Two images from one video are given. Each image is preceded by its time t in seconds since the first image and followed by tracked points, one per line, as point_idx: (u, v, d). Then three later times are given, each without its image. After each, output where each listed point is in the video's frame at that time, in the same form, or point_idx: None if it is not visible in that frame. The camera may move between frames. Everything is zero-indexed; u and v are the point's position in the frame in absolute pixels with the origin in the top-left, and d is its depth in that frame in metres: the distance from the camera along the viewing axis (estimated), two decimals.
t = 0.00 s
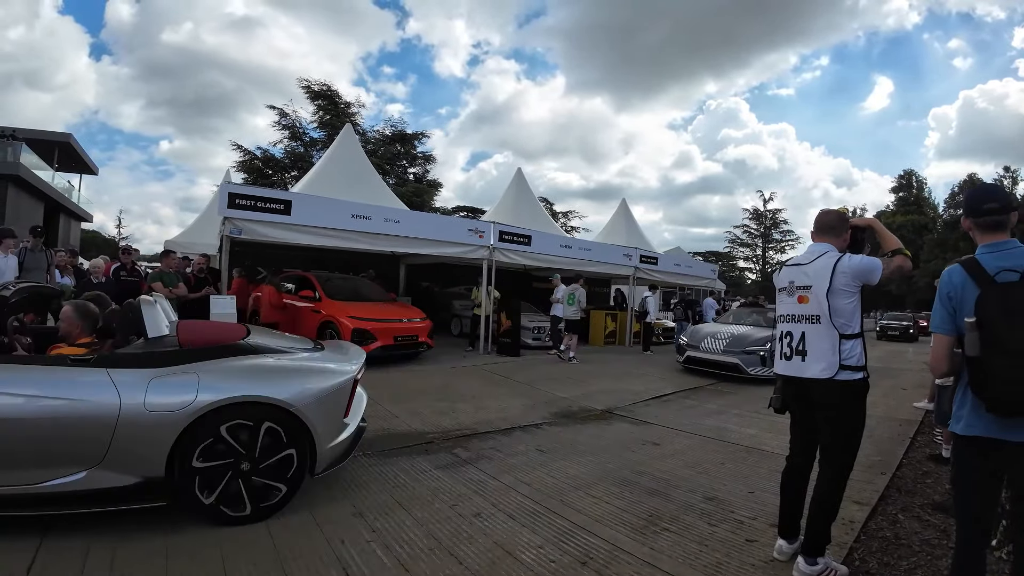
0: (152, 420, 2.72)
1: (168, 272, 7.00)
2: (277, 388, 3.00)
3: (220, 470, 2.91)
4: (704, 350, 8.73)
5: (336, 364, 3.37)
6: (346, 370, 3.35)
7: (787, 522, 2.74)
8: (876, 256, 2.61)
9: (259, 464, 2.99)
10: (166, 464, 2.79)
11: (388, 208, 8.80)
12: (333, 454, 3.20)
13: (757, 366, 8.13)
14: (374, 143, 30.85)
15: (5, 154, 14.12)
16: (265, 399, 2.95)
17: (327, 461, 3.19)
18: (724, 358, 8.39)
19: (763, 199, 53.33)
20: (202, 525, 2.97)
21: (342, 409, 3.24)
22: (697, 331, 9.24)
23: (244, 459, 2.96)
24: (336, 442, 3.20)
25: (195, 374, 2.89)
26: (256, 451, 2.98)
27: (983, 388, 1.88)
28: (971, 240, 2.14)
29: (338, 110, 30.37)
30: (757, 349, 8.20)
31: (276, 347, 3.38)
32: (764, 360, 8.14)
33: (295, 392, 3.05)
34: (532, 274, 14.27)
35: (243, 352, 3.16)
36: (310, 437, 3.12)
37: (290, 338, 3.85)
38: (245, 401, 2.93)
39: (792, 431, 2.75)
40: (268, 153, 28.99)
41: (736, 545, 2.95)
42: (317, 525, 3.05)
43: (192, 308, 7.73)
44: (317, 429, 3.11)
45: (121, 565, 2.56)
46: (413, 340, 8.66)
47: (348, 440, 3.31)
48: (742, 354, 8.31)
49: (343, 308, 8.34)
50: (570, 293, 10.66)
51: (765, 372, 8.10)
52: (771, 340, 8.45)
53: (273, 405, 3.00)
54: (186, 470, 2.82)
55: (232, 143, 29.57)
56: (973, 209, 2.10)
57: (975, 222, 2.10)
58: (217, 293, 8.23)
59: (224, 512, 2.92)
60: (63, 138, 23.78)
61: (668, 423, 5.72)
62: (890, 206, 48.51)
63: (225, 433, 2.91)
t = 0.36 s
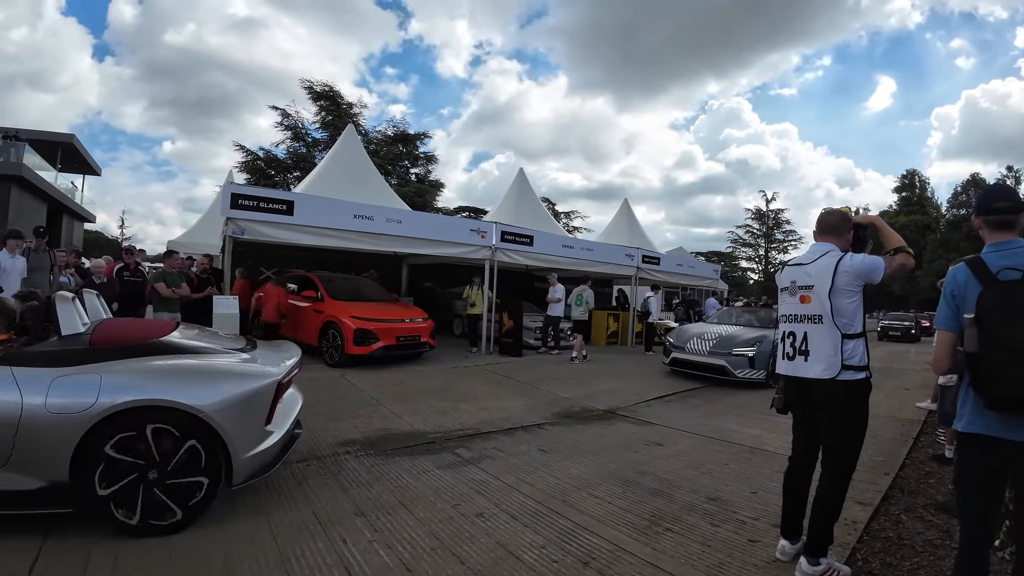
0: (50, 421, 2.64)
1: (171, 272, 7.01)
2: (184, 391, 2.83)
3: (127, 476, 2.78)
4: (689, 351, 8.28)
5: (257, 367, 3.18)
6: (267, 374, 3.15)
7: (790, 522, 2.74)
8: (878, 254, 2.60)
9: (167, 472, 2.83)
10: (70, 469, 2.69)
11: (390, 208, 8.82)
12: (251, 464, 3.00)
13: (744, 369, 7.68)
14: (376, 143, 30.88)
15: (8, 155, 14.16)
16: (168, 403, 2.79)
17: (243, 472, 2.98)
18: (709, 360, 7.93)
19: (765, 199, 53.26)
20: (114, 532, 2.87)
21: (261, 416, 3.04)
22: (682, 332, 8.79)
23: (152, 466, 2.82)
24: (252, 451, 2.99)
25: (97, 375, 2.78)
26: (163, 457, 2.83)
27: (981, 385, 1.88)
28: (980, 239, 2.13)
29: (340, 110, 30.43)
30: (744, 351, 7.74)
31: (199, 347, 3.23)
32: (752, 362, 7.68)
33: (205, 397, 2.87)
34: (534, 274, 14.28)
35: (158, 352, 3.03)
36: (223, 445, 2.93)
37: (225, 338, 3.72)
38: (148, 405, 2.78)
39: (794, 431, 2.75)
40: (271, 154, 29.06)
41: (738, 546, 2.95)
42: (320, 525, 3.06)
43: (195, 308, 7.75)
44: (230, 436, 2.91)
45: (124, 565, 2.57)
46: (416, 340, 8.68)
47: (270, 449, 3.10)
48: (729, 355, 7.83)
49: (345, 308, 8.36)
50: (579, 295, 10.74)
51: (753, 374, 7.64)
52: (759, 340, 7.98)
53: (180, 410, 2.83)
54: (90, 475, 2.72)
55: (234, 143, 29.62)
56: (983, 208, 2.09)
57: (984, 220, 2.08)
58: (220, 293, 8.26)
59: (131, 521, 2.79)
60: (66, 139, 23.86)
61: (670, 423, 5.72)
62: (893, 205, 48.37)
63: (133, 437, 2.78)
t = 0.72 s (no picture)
0: None
1: (174, 273, 7.02)
2: (83, 394, 2.63)
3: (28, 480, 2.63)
4: (671, 353, 7.81)
5: (166, 367, 2.96)
6: (175, 376, 2.93)
7: (792, 523, 2.73)
8: (880, 253, 2.59)
9: (67, 478, 2.65)
10: None
11: (391, 209, 8.82)
12: (157, 473, 2.78)
13: (728, 373, 7.24)
14: (378, 143, 30.93)
15: (10, 155, 14.22)
16: (66, 406, 2.59)
17: (151, 482, 2.77)
18: (692, 362, 7.49)
19: (767, 199, 53.16)
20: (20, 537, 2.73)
21: (167, 421, 2.82)
22: (664, 332, 8.32)
23: (52, 471, 2.64)
24: (160, 459, 2.78)
25: None
26: (64, 463, 2.65)
27: (993, 383, 1.88)
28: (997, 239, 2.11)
29: (342, 111, 30.48)
30: (728, 353, 7.29)
31: (109, 346, 3.02)
32: (737, 365, 7.24)
33: (103, 400, 2.66)
34: (535, 274, 14.28)
35: (59, 351, 2.82)
36: (124, 453, 2.72)
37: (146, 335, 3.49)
38: (47, 407, 2.59)
39: (795, 432, 2.75)
40: (273, 155, 29.12)
41: (740, 547, 2.94)
42: (320, 525, 3.06)
43: (197, 308, 7.77)
44: (130, 443, 2.69)
45: (125, 564, 2.58)
46: (417, 340, 8.68)
47: (179, 457, 2.87)
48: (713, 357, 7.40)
49: (347, 309, 8.37)
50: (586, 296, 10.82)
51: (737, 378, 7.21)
52: (745, 342, 7.54)
53: (80, 414, 2.63)
54: None
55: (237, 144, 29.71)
56: (1000, 207, 2.09)
57: (1000, 219, 2.08)
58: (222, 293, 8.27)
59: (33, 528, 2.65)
60: (69, 140, 23.96)
61: (671, 424, 5.72)
62: (895, 205, 48.27)
63: (31, 441, 2.61)
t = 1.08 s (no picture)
0: None
1: (175, 273, 7.03)
2: None
3: None
4: (651, 357, 7.40)
5: (90, 368, 2.85)
6: (96, 377, 2.80)
7: (793, 525, 2.72)
8: (881, 254, 2.60)
9: None
10: None
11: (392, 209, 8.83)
12: (75, 478, 2.69)
13: (709, 377, 6.82)
14: (379, 143, 30.93)
15: (12, 156, 14.26)
16: None
17: (68, 487, 2.68)
18: (672, 366, 7.08)
19: (769, 199, 53.07)
20: None
21: (85, 425, 2.71)
22: (646, 334, 7.90)
23: None
24: (78, 464, 2.68)
25: None
26: None
27: (1010, 381, 1.89)
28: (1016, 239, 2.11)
29: (343, 111, 30.51)
30: (710, 357, 6.87)
31: (31, 343, 2.92)
32: (718, 369, 6.82)
33: (18, 401, 2.57)
34: (536, 275, 14.28)
35: None
36: (42, 456, 2.64)
37: (80, 335, 3.40)
38: None
39: (796, 433, 2.74)
40: (274, 156, 29.16)
41: (741, 548, 2.93)
42: (321, 525, 3.07)
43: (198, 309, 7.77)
44: (45, 447, 2.61)
45: (126, 564, 2.59)
46: (418, 341, 8.68)
47: (101, 462, 2.76)
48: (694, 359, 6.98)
49: (348, 309, 8.37)
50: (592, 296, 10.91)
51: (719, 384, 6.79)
52: (727, 345, 7.10)
53: None
54: None
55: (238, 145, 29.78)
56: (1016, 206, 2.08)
57: (1017, 218, 2.07)
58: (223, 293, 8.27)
59: None
60: (71, 140, 24.02)
61: (672, 424, 5.71)
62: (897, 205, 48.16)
63: None
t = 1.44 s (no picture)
0: None
1: (175, 273, 7.04)
2: None
3: None
4: (626, 360, 7.00)
5: (33, 366, 2.75)
6: (37, 376, 2.69)
7: (794, 525, 2.72)
8: (881, 254, 2.60)
9: None
10: None
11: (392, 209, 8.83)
12: (19, 481, 2.59)
13: (687, 381, 6.42)
14: (379, 144, 30.94)
15: (12, 156, 14.25)
16: None
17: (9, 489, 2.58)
18: (647, 370, 6.68)
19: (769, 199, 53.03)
20: None
21: (27, 425, 2.62)
22: (624, 335, 7.50)
23: None
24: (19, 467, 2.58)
25: None
26: None
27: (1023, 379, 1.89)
28: None
29: (343, 112, 30.52)
30: (688, 359, 6.47)
31: None
32: (697, 373, 6.41)
33: None
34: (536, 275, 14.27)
35: None
36: None
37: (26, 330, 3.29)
38: None
39: (797, 433, 2.74)
40: (274, 156, 29.16)
41: (742, 548, 2.93)
42: (321, 525, 3.07)
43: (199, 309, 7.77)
44: None
45: (127, 564, 2.59)
46: (418, 341, 8.67)
47: (44, 463, 2.67)
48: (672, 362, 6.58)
49: (348, 309, 8.37)
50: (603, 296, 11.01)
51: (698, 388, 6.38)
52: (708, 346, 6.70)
53: None
54: None
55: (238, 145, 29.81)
56: None
57: None
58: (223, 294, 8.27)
59: None
60: (71, 141, 24.03)
61: (672, 424, 5.71)
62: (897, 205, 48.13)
63: None
